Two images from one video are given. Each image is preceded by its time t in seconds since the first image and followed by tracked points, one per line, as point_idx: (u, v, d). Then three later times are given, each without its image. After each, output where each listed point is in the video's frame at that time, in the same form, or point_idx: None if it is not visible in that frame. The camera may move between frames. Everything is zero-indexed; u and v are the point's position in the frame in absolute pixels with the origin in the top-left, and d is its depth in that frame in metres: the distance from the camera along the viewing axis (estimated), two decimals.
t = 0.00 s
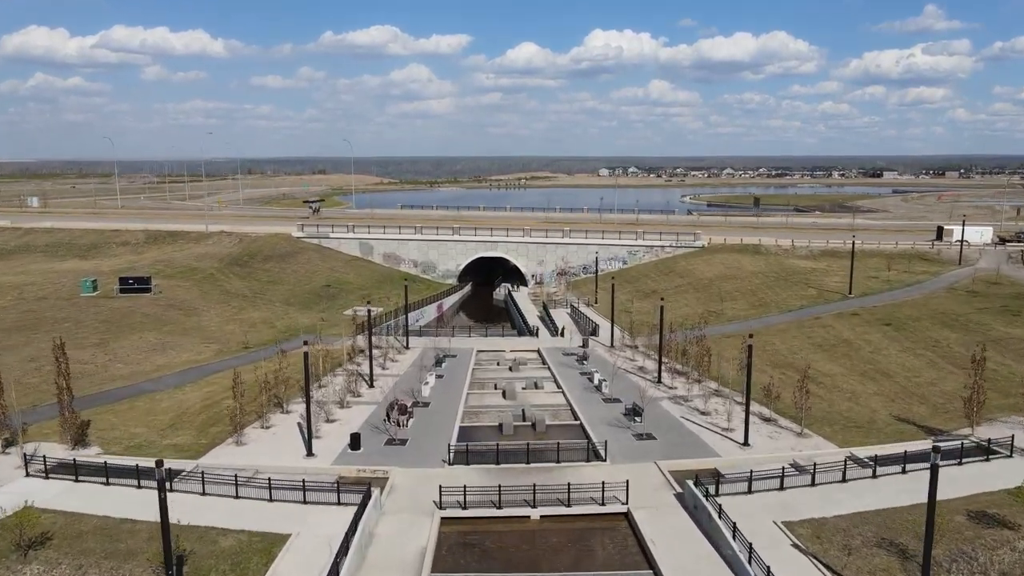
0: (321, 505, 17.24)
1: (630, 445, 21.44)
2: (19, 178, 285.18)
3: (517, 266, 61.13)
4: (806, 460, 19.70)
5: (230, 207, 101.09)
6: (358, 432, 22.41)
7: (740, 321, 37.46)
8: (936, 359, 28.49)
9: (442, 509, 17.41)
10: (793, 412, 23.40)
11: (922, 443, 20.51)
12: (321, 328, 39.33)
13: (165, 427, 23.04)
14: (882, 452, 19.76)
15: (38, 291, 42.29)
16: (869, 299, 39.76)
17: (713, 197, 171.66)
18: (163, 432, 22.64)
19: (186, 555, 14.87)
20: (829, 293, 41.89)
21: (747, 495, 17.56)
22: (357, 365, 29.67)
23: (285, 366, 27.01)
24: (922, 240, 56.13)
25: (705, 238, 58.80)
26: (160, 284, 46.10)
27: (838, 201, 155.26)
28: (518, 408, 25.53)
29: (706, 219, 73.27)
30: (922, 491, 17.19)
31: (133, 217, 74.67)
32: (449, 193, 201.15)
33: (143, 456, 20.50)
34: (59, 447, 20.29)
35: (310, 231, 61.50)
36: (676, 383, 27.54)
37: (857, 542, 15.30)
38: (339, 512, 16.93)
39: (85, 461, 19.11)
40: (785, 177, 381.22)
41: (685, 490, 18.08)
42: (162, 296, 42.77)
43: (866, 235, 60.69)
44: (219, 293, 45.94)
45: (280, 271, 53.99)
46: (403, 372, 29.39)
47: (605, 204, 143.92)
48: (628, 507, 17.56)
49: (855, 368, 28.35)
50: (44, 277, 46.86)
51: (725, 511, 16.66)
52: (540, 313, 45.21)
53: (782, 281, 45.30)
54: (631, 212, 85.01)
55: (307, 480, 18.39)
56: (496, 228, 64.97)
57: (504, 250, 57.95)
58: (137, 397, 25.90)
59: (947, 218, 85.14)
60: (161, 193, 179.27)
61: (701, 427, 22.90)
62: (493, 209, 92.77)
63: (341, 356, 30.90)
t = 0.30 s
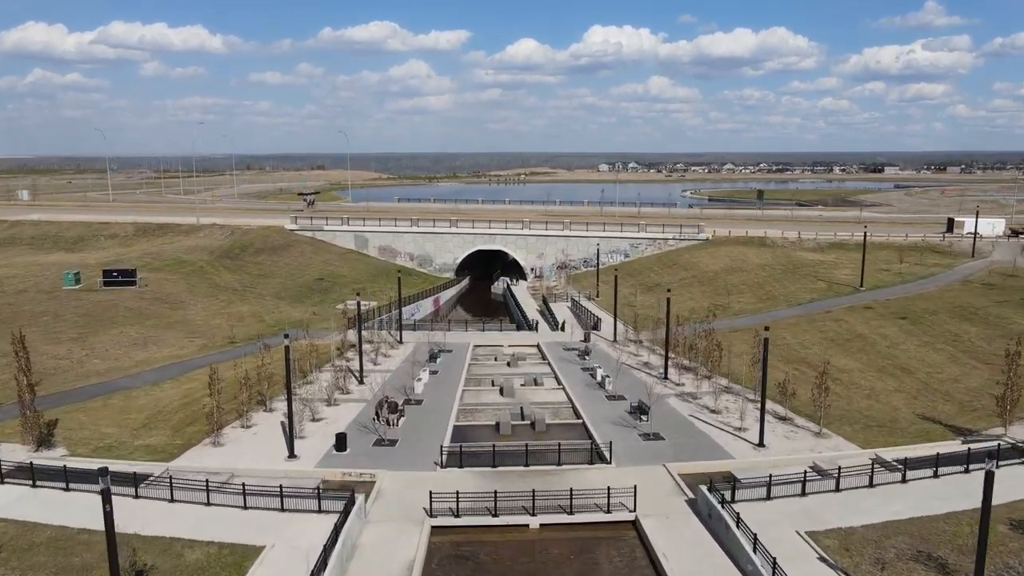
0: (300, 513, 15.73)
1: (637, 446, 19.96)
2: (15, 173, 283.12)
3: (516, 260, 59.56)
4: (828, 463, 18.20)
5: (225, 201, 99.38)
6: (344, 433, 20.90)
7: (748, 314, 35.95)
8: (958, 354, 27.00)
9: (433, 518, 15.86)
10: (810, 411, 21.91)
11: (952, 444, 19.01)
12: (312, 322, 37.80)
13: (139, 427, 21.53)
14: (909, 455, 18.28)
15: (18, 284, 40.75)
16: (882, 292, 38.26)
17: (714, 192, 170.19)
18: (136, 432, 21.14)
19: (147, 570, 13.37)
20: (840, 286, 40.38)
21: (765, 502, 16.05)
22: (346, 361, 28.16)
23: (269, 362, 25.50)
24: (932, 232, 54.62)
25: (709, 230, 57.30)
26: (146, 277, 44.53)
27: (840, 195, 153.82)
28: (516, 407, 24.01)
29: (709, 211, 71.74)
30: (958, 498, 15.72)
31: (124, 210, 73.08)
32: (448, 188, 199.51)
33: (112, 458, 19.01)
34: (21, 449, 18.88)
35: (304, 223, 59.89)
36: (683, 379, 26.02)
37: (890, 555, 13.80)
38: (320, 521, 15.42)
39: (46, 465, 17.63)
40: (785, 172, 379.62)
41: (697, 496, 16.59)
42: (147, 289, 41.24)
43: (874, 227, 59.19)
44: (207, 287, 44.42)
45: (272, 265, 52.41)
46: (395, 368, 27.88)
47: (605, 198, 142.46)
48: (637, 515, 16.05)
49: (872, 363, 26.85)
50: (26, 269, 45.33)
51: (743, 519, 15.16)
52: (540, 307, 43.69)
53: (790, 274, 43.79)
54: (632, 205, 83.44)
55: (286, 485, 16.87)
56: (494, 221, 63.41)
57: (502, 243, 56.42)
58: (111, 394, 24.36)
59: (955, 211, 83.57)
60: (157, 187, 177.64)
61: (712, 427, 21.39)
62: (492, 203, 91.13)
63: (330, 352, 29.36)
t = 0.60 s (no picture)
0: (275, 529, 14.15)
1: (647, 451, 18.42)
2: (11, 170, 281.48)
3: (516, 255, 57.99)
4: (857, 471, 16.67)
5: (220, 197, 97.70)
6: (330, 437, 19.35)
7: (758, 310, 34.40)
8: (985, 352, 25.46)
9: (423, 533, 14.28)
10: (831, 414, 20.39)
11: (990, 450, 17.48)
12: (303, 318, 36.20)
13: (109, 430, 19.97)
14: (946, 461, 16.74)
15: None
16: (898, 287, 36.71)
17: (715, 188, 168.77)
18: (105, 436, 19.59)
19: None
20: (853, 281, 38.83)
21: (791, 516, 14.50)
22: (336, 360, 26.62)
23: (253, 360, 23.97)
24: (944, 226, 53.04)
25: (714, 224, 55.72)
26: (132, 272, 42.93)
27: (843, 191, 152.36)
28: (515, 408, 22.47)
29: (714, 206, 70.12)
30: (1008, 512, 14.19)
31: (115, 205, 71.37)
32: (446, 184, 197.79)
33: (75, 466, 17.45)
34: None
35: (298, 217, 58.30)
36: (694, 379, 24.48)
37: None
38: (297, 537, 13.86)
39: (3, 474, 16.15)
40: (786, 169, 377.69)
41: (716, 509, 15.00)
42: (132, 285, 39.66)
43: (884, 221, 57.57)
44: (195, 282, 42.84)
45: (264, 260, 50.83)
46: (388, 367, 26.32)
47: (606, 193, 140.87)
48: (649, 530, 14.47)
49: (895, 361, 25.30)
50: (8, 264, 43.75)
51: (768, 535, 13.60)
52: (540, 303, 42.12)
53: (800, 269, 42.21)
54: (634, 200, 81.79)
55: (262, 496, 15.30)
56: (493, 215, 61.80)
57: (501, 238, 54.83)
58: (82, 394, 22.81)
59: (963, 205, 81.94)
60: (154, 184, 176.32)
61: (727, 429, 19.84)
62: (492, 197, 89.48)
63: (320, 349, 27.82)
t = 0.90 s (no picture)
0: (246, 547, 12.58)
1: (659, 456, 16.90)
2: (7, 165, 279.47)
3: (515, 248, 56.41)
4: (891, 480, 15.13)
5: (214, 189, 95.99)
6: (314, 441, 17.81)
7: (769, 304, 32.87)
8: (1014, 349, 23.95)
9: (412, 551, 12.68)
10: (857, 415, 18.87)
11: None
12: (293, 313, 34.61)
13: (74, 434, 18.41)
14: (990, 469, 15.21)
15: None
16: (914, 280, 35.19)
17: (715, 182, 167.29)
18: (69, 440, 18.03)
19: None
20: (866, 274, 37.29)
21: (824, 531, 12.96)
22: (325, 357, 25.06)
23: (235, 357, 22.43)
24: (957, 219, 51.51)
25: (720, 217, 54.18)
26: (116, 266, 41.33)
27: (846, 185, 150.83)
28: (515, 409, 20.91)
29: (718, 199, 68.57)
30: None
31: (105, 197, 69.73)
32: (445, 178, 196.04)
33: (32, 473, 15.90)
34: None
35: (291, 210, 56.66)
36: (705, 377, 22.96)
37: None
38: (269, 556, 12.29)
39: None
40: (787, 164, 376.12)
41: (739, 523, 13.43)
42: (115, 278, 38.06)
43: (893, 214, 56.02)
44: (183, 275, 41.23)
45: (256, 253, 49.21)
46: (380, 364, 24.77)
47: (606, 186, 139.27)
48: (665, 547, 12.90)
49: (919, 357, 23.78)
50: None
51: (801, 554, 12.03)
52: (541, 297, 40.58)
53: (811, 262, 40.66)
54: (636, 193, 80.15)
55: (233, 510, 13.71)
56: (492, 208, 60.20)
57: (501, 230, 53.25)
58: (50, 394, 21.24)
59: (971, 199, 80.43)
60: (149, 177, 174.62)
61: (744, 432, 18.30)
62: (491, 191, 87.82)
63: (308, 345, 26.26)
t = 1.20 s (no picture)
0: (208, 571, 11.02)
1: (673, 463, 15.36)
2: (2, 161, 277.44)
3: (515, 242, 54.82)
4: (934, 491, 13.59)
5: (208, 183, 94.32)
6: (295, 447, 16.25)
7: (781, 299, 31.33)
8: None
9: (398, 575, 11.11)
10: (887, 419, 17.35)
11: None
12: (282, 309, 33.05)
13: (33, 439, 16.84)
14: None
15: None
16: (932, 273, 33.66)
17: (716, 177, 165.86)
18: (26, 446, 16.46)
19: None
20: (881, 268, 35.76)
21: (866, 552, 11.42)
22: (312, 355, 23.50)
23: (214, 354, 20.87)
24: (969, 211, 49.96)
25: (725, 210, 52.62)
26: (99, 259, 39.73)
27: (846, 180, 149.44)
28: (515, 410, 19.35)
29: (722, 192, 67.00)
30: None
31: (94, 191, 68.09)
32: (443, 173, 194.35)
33: None
34: None
35: (284, 202, 55.04)
36: (719, 375, 21.42)
37: None
38: None
39: None
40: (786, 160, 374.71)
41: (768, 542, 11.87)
42: (96, 272, 36.46)
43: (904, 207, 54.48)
44: (169, 269, 39.64)
45: (246, 247, 47.62)
46: (371, 362, 23.21)
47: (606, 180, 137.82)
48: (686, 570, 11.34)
49: (947, 354, 22.25)
50: None
51: None
52: (541, 292, 39.02)
53: (822, 255, 39.13)
54: (638, 187, 78.54)
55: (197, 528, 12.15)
56: (491, 201, 58.63)
57: (500, 224, 51.66)
58: (12, 395, 19.68)
59: (978, 192, 78.93)
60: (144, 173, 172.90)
61: (765, 436, 16.77)
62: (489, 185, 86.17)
63: (294, 342, 24.69)
